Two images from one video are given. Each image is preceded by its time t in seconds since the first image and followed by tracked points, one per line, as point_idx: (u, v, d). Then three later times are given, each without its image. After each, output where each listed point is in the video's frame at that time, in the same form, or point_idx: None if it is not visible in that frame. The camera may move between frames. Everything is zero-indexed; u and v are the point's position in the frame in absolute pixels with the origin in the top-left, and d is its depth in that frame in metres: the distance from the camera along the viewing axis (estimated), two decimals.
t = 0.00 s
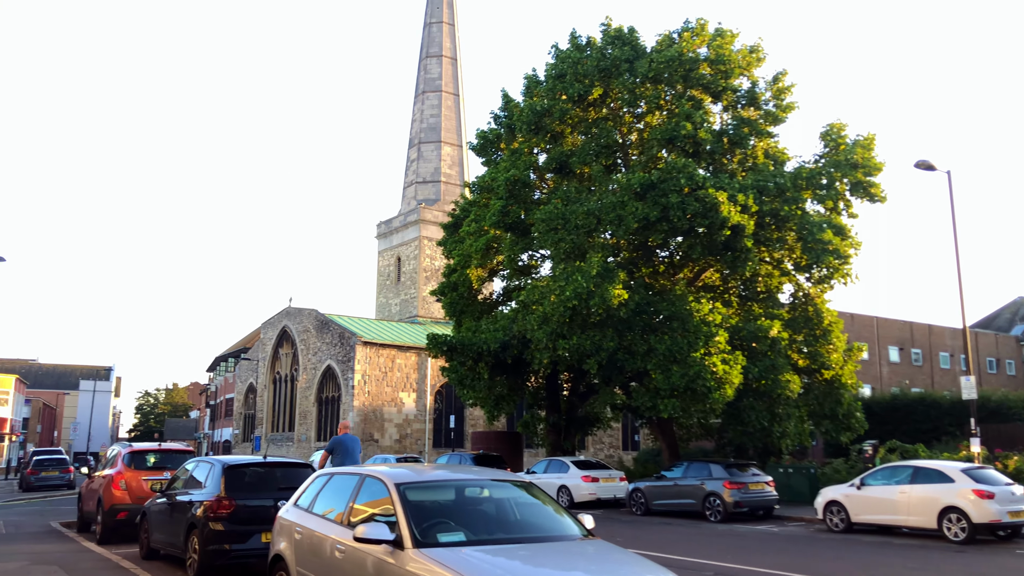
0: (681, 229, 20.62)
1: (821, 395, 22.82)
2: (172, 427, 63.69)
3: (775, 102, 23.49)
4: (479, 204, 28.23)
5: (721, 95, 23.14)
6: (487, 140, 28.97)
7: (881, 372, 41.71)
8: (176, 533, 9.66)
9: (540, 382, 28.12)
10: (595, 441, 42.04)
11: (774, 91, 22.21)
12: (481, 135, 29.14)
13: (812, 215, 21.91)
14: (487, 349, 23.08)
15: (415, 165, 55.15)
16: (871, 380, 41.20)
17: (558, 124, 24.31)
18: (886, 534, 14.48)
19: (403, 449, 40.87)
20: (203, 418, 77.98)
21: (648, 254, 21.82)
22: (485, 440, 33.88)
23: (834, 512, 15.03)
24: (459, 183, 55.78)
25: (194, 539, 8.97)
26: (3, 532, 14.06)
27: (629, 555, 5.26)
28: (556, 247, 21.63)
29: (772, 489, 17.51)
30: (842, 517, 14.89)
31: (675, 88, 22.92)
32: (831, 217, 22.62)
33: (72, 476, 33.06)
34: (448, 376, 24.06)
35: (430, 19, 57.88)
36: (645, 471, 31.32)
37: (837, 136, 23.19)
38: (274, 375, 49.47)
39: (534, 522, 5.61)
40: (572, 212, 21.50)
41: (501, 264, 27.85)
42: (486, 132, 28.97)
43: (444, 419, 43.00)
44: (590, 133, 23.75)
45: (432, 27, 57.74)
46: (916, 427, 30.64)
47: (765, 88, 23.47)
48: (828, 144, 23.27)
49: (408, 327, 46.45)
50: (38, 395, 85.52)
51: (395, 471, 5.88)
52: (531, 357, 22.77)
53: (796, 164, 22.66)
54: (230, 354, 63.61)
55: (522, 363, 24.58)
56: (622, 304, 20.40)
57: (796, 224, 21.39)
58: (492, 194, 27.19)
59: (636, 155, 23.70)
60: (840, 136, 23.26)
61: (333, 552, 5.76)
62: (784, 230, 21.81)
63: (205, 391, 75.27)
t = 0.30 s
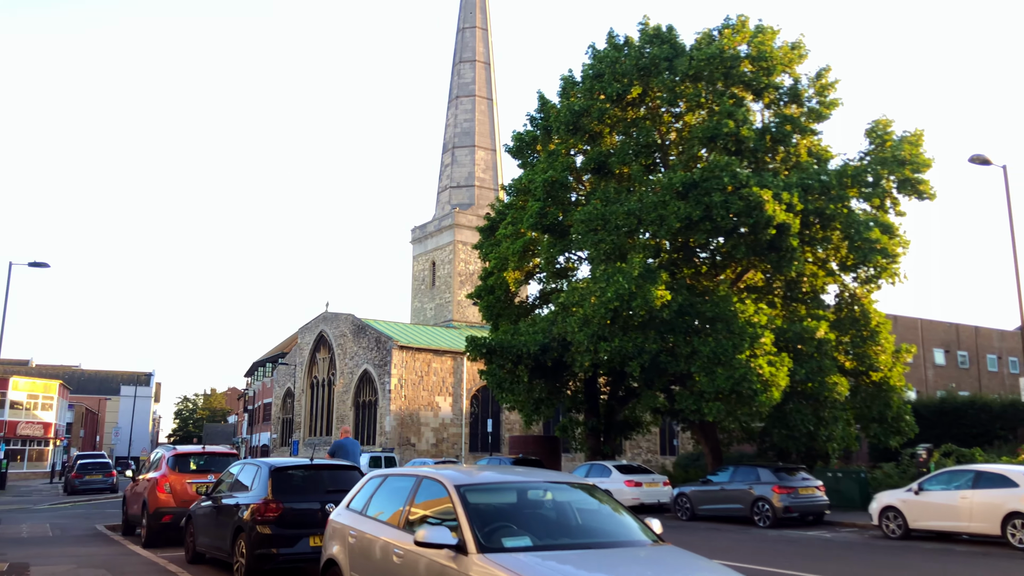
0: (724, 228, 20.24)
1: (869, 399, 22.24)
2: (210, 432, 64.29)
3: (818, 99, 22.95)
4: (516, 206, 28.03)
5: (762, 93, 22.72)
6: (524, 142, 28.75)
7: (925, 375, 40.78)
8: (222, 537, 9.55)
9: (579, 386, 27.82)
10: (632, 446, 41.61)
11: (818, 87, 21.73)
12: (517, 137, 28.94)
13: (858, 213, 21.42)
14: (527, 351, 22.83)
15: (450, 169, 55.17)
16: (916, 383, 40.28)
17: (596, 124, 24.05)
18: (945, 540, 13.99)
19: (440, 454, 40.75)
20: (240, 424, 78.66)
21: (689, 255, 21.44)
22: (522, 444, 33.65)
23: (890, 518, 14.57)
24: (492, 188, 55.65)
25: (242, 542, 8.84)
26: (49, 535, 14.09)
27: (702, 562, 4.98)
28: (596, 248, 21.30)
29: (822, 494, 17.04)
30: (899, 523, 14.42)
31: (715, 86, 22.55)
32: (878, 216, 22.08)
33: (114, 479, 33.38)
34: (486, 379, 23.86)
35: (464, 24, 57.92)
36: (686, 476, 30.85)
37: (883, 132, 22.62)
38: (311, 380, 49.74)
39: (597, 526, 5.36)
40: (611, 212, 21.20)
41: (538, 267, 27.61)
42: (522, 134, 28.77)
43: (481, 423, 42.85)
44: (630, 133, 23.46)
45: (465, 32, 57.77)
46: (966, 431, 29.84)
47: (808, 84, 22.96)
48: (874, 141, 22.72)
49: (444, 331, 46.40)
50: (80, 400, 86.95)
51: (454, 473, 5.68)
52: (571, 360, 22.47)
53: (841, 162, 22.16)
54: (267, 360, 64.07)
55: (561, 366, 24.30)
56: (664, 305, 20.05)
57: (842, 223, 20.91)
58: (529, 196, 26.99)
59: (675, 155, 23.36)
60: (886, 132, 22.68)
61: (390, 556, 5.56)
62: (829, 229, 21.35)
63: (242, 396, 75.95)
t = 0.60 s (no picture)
0: (766, 229, 19.76)
1: (917, 403, 21.55)
2: (243, 436, 64.72)
3: (861, 95, 22.33)
4: (550, 208, 27.73)
5: (804, 90, 22.17)
6: (558, 143, 28.40)
7: (969, 380, 39.80)
8: (263, 545, 9.31)
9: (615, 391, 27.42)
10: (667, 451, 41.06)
11: (861, 83, 21.17)
12: (551, 139, 28.60)
13: (904, 213, 20.84)
14: (564, 355, 22.46)
15: (481, 173, 54.98)
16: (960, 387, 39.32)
17: (633, 123, 23.68)
18: (1006, 551, 13.39)
19: (472, 458, 40.49)
20: (272, 428, 79.09)
21: (730, 255, 20.99)
22: (557, 449, 33.30)
23: (947, 528, 14.01)
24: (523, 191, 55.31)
25: (284, 552, 8.61)
26: (88, 541, 14.00)
27: None
28: (634, 249, 20.91)
29: (872, 502, 16.49)
30: (957, 533, 13.85)
31: (755, 83, 22.08)
32: (926, 215, 21.44)
33: (150, 483, 33.50)
34: (522, 384, 23.55)
35: (494, 26, 57.74)
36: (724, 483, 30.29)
37: (929, 129, 21.95)
38: (344, 384, 49.77)
39: (665, 541, 5.01)
40: (650, 213, 20.80)
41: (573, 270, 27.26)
42: (556, 135, 28.43)
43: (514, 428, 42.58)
44: (668, 132, 23.04)
45: (496, 35, 57.59)
46: (1014, 437, 28.94)
47: (851, 81, 22.37)
48: (920, 137, 22.08)
49: (476, 335, 46.17)
50: (116, 404, 88.00)
51: (513, 484, 5.38)
52: (610, 364, 22.06)
53: (886, 159, 21.57)
54: (299, 365, 64.31)
55: (598, 370, 23.91)
56: (706, 308, 19.60)
57: (887, 223, 20.36)
58: (564, 198, 26.68)
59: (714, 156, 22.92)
60: (933, 129, 22.01)
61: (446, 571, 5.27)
62: (874, 229, 20.81)
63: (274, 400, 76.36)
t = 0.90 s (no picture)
0: (797, 228, 19.38)
1: (952, 406, 21.03)
2: (264, 441, 64.81)
3: (891, 92, 21.92)
4: (573, 210, 27.49)
5: (833, 86, 21.78)
6: (580, 144, 28.13)
7: (999, 382, 39.08)
8: (292, 551, 9.09)
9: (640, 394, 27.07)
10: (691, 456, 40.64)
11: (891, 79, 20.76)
12: (574, 139, 28.33)
13: (937, 211, 20.39)
14: (590, 357, 22.17)
15: (501, 176, 54.81)
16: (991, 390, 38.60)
17: (658, 123, 23.39)
18: None
19: (494, 463, 40.22)
20: (292, 433, 79.23)
21: (758, 255, 20.63)
22: (581, 453, 33.00)
23: (991, 534, 13.58)
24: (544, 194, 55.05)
25: (314, 557, 8.38)
26: (113, 545, 13.85)
27: None
28: (660, 250, 20.62)
29: (910, 507, 16.05)
30: (1001, 539, 13.43)
31: (782, 81, 21.73)
32: (959, 213, 20.97)
33: (173, 488, 33.48)
34: (547, 387, 23.28)
35: (513, 29, 57.62)
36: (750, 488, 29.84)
37: (962, 125, 21.48)
38: (364, 389, 49.69)
39: (725, 548, 4.72)
40: (677, 213, 20.50)
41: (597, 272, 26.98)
42: (578, 136, 28.15)
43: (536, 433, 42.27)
44: (693, 131, 22.73)
45: (515, 38, 57.45)
46: None
47: (881, 77, 21.95)
48: (953, 134, 21.61)
49: (496, 339, 45.93)
50: (138, 409, 88.48)
51: (561, 488, 5.13)
52: (637, 367, 21.75)
53: (918, 157, 21.14)
54: (320, 369, 64.31)
55: (624, 372, 23.60)
56: (735, 309, 19.24)
57: (921, 222, 19.92)
58: (587, 199, 26.42)
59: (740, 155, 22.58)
60: (966, 125, 21.55)
61: None
62: (906, 228, 20.40)
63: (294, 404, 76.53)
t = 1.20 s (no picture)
0: (825, 227, 18.98)
1: (985, 409, 20.51)
2: (280, 442, 64.79)
3: (920, 87, 21.48)
4: (593, 209, 27.17)
5: (861, 81, 21.35)
6: (600, 143, 27.80)
7: None
8: (316, 559, 8.80)
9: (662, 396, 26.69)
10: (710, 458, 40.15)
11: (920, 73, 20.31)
12: (593, 138, 28.00)
13: (969, 208, 19.91)
14: (613, 359, 21.83)
15: (517, 176, 54.51)
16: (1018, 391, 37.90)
17: (681, 120, 23.05)
18: None
19: (512, 465, 39.89)
20: (309, 434, 79.23)
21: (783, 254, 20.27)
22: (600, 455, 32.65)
23: None
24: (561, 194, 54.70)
25: (340, 567, 8.09)
26: (133, 550, 13.66)
27: None
28: (684, 250, 20.29)
29: (945, 512, 15.59)
30: None
31: (808, 77, 21.33)
32: (991, 210, 20.48)
33: (191, 490, 33.40)
34: (568, 389, 22.97)
35: (530, 29, 57.37)
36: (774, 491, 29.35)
37: (994, 120, 20.98)
38: (381, 390, 49.52)
39: (790, 564, 4.38)
40: (702, 211, 20.16)
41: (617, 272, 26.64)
42: (598, 135, 27.79)
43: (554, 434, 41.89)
44: (716, 128, 22.38)
45: (531, 37, 57.13)
46: None
47: (909, 72, 21.51)
48: (984, 130, 21.11)
49: (513, 340, 45.61)
50: (155, 410, 88.77)
51: (610, 501, 4.79)
52: (661, 368, 21.40)
53: (947, 153, 20.68)
54: (336, 370, 64.23)
55: (646, 374, 23.25)
56: (762, 309, 18.84)
57: (952, 219, 19.44)
58: (608, 198, 26.10)
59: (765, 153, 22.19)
60: (997, 120, 21.03)
61: None
62: (937, 226, 19.95)
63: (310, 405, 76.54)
